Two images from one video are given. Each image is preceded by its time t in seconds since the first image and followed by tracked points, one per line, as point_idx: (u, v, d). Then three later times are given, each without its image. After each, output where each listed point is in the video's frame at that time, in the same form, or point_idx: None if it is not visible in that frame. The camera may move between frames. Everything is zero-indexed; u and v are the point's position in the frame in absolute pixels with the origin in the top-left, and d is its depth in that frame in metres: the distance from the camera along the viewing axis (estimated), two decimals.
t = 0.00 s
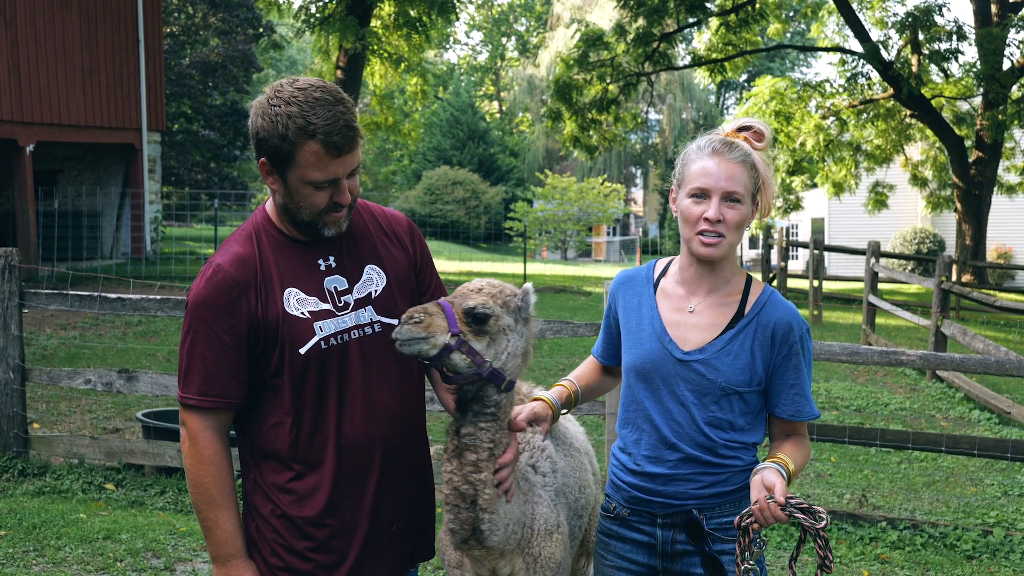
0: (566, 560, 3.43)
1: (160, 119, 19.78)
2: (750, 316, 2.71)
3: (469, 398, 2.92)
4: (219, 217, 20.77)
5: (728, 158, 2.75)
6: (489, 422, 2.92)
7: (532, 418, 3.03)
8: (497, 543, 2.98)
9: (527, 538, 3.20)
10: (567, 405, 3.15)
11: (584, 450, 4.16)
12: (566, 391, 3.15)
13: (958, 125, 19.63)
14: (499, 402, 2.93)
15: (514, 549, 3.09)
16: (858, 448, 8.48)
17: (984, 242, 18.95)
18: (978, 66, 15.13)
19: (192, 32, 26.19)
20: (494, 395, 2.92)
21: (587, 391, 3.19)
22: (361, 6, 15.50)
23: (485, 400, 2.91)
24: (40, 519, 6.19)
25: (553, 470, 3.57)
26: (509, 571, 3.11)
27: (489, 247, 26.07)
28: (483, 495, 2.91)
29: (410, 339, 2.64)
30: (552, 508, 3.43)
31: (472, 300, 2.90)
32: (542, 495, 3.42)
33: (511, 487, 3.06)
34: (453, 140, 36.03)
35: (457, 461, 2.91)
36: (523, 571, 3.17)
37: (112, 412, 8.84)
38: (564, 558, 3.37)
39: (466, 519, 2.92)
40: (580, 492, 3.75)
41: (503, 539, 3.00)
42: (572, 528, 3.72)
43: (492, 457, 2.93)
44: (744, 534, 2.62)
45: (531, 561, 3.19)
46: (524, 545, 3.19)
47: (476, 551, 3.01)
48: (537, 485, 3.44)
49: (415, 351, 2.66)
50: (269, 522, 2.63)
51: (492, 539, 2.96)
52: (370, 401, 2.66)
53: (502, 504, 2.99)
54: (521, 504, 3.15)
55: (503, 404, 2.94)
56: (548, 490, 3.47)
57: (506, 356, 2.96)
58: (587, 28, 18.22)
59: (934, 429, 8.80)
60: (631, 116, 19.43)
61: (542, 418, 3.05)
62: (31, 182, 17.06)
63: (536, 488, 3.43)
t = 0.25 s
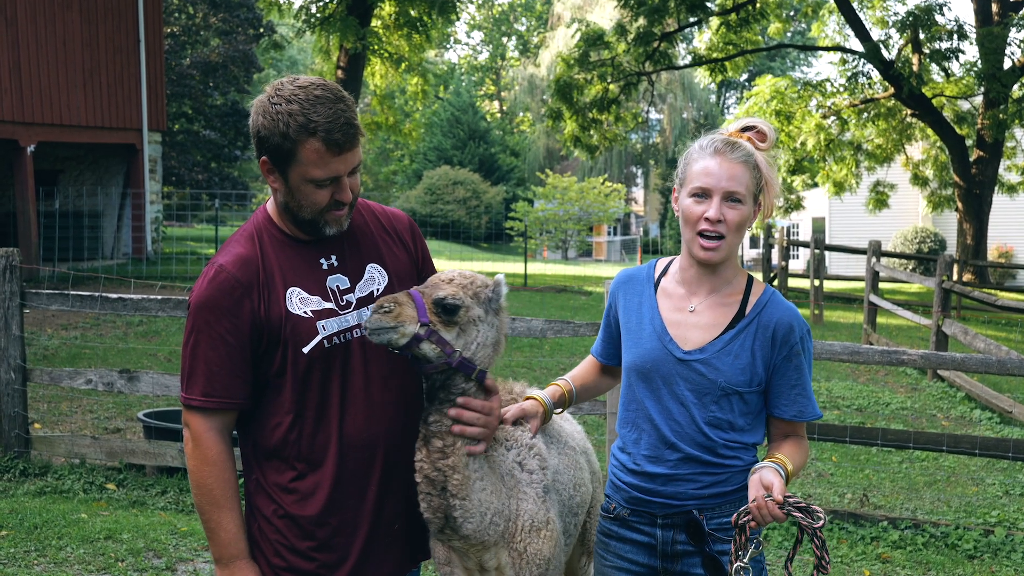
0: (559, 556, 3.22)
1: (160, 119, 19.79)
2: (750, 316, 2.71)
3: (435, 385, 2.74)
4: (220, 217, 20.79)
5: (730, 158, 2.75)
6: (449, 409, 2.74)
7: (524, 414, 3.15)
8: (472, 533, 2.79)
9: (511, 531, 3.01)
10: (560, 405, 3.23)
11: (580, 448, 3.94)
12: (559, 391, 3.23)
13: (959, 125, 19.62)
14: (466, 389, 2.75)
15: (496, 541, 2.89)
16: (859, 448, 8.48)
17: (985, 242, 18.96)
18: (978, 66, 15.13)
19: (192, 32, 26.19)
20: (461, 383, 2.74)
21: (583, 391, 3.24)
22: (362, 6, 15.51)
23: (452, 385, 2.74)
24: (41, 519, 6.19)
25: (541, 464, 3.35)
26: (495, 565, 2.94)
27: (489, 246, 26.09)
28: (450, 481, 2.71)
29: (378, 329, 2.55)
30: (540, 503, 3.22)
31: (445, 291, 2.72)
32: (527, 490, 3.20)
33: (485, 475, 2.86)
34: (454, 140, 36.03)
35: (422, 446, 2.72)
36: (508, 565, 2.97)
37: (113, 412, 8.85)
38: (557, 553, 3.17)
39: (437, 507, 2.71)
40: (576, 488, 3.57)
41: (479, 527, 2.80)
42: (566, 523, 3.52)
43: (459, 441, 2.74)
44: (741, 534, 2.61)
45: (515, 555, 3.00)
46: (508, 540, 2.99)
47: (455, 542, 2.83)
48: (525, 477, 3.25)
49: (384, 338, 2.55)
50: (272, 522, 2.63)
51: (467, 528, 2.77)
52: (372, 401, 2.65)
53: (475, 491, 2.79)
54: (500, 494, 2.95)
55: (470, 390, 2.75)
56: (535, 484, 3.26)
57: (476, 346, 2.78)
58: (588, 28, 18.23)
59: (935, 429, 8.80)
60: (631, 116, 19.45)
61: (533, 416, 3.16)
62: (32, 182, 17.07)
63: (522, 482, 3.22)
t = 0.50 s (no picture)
0: (554, 555, 3.16)
1: (163, 120, 19.81)
2: (750, 317, 2.71)
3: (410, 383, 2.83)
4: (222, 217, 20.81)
5: (733, 159, 2.74)
6: (427, 409, 2.81)
7: (518, 411, 3.32)
8: (451, 530, 2.82)
9: (498, 530, 3.01)
10: (557, 403, 3.32)
11: (583, 446, 3.85)
12: (556, 389, 3.32)
13: (961, 124, 19.60)
14: (443, 388, 2.83)
15: (480, 540, 2.94)
16: (861, 448, 8.47)
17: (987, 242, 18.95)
18: (981, 66, 15.12)
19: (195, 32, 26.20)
20: (435, 383, 2.82)
21: (581, 390, 3.30)
22: (364, 6, 15.53)
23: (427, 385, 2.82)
24: (44, 519, 6.20)
25: (535, 463, 3.25)
26: (485, 564, 3.00)
27: (492, 246, 26.12)
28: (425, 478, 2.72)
29: (350, 323, 2.56)
30: (532, 503, 3.14)
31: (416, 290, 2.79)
32: (517, 490, 3.13)
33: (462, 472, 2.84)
34: (456, 140, 36.03)
35: (399, 445, 2.75)
36: (497, 563, 3.01)
37: (115, 412, 8.85)
38: (551, 552, 3.13)
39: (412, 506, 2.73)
40: (575, 487, 3.48)
41: (458, 525, 2.83)
42: (565, 522, 3.43)
43: (438, 440, 2.77)
44: (739, 535, 2.60)
45: (504, 553, 3.01)
46: (495, 538, 3.00)
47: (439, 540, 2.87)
48: (516, 476, 3.18)
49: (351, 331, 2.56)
50: (278, 522, 2.63)
51: (445, 526, 2.79)
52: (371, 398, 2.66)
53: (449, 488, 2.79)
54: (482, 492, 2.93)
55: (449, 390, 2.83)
56: (527, 483, 3.18)
57: (451, 346, 2.84)
58: (590, 28, 18.24)
59: (937, 429, 8.79)
60: (634, 116, 19.45)
61: (526, 413, 3.33)
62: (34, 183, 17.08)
63: (512, 480, 3.15)
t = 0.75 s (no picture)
0: (551, 555, 3.21)
1: (166, 120, 19.83)
2: (752, 318, 2.70)
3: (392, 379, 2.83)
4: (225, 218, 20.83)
5: (736, 162, 2.74)
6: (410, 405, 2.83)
7: (519, 411, 3.32)
8: (444, 527, 2.83)
9: (494, 529, 3.03)
10: (558, 403, 3.32)
11: (586, 447, 3.94)
12: (558, 390, 3.31)
13: (964, 125, 19.56)
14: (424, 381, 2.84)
15: (475, 539, 2.95)
16: (864, 449, 8.46)
17: (990, 242, 18.94)
18: (983, 66, 15.10)
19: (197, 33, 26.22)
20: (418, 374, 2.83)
21: (582, 391, 3.27)
22: (366, 7, 15.54)
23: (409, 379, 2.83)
24: (47, 519, 6.21)
25: (532, 464, 3.36)
26: (480, 562, 3.01)
27: (494, 247, 26.13)
28: (409, 475, 2.74)
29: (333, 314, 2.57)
30: (528, 503, 3.23)
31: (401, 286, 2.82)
32: (513, 489, 3.22)
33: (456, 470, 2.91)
34: (458, 140, 36.04)
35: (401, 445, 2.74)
36: (492, 563, 3.02)
37: (118, 412, 8.87)
38: (546, 552, 3.16)
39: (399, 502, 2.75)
40: (575, 489, 3.57)
41: (451, 522, 2.84)
42: (565, 523, 3.52)
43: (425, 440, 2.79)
44: (741, 536, 2.60)
45: (499, 553, 3.02)
46: (491, 538, 3.02)
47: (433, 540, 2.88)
48: (511, 476, 3.26)
49: (335, 325, 2.57)
50: (280, 523, 2.62)
51: (436, 523, 2.80)
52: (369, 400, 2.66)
53: (440, 486, 2.82)
54: (478, 490, 2.99)
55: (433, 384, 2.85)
56: (523, 483, 3.27)
57: (433, 340, 2.88)
58: (592, 29, 18.24)
59: (940, 430, 8.78)
60: (636, 116, 19.44)
61: (528, 414, 3.33)
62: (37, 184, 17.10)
63: (509, 480, 3.23)
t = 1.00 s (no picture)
0: (564, 555, 3.23)
1: (167, 120, 19.85)
2: (752, 316, 2.70)
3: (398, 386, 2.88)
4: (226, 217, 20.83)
5: (736, 161, 2.73)
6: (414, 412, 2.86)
7: (522, 413, 3.41)
8: (454, 531, 2.86)
9: (506, 530, 3.05)
10: (563, 404, 3.33)
11: (595, 445, 3.96)
12: (562, 392, 3.32)
13: (965, 124, 19.54)
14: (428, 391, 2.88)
15: (488, 540, 2.99)
16: (865, 448, 8.45)
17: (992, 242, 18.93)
18: (984, 65, 15.09)
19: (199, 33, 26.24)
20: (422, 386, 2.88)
21: (586, 394, 3.28)
22: (368, 7, 15.54)
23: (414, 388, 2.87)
24: (48, 519, 6.21)
25: (544, 463, 3.34)
26: (495, 562, 3.04)
27: (495, 247, 26.15)
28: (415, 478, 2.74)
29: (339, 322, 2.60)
30: (542, 503, 3.21)
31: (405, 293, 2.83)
32: (526, 489, 3.20)
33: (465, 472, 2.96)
34: (460, 140, 36.05)
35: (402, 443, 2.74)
36: (506, 563, 3.05)
37: (120, 412, 8.88)
38: (561, 551, 3.17)
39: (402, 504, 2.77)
40: (587, 488, 3.57)
41: (461, 524, 2.88)
42: (577, 521, 3.53)
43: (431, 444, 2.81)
44: (736, 533, 2.61)
45: (513, 552, 3.05)
46: (504, 538, 3.04)
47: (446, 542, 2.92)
48: (523, 475, 3.26)
49: (340, 336, 2.60)
50: (281, 522, 2.62)
51: (446, 525, 2.83)
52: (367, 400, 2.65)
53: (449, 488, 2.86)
54: (489, 491, 3.01)
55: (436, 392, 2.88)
56: (536, 483, 3.26)
57: (437, 349, 2.90)
58: (593, 29, 18.24)
59: (942, 429, 8.77)
60: (637, 116, 19.43)
61: (531, 415, 3.41)
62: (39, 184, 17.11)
63: (521, 480, 3.22)
